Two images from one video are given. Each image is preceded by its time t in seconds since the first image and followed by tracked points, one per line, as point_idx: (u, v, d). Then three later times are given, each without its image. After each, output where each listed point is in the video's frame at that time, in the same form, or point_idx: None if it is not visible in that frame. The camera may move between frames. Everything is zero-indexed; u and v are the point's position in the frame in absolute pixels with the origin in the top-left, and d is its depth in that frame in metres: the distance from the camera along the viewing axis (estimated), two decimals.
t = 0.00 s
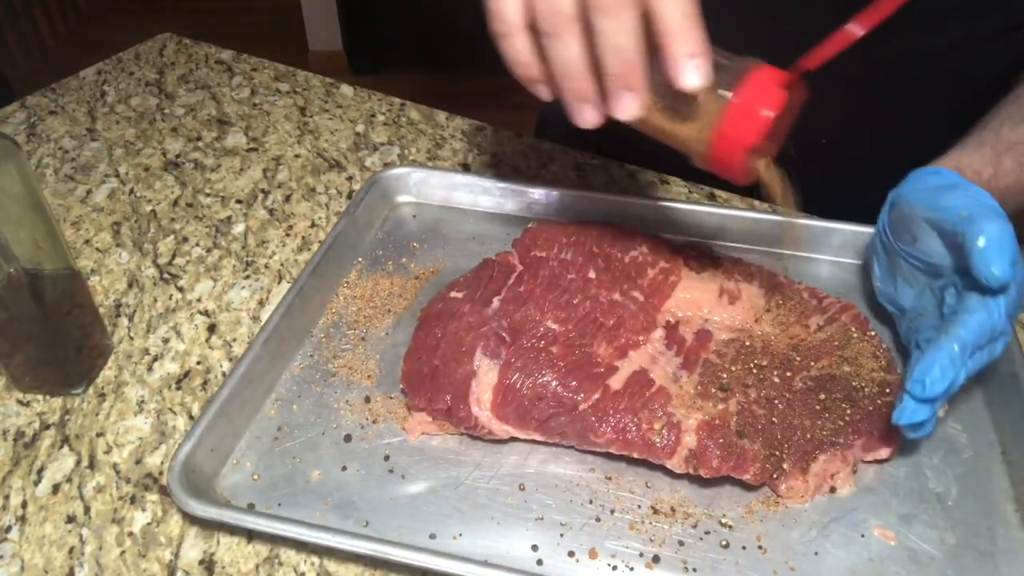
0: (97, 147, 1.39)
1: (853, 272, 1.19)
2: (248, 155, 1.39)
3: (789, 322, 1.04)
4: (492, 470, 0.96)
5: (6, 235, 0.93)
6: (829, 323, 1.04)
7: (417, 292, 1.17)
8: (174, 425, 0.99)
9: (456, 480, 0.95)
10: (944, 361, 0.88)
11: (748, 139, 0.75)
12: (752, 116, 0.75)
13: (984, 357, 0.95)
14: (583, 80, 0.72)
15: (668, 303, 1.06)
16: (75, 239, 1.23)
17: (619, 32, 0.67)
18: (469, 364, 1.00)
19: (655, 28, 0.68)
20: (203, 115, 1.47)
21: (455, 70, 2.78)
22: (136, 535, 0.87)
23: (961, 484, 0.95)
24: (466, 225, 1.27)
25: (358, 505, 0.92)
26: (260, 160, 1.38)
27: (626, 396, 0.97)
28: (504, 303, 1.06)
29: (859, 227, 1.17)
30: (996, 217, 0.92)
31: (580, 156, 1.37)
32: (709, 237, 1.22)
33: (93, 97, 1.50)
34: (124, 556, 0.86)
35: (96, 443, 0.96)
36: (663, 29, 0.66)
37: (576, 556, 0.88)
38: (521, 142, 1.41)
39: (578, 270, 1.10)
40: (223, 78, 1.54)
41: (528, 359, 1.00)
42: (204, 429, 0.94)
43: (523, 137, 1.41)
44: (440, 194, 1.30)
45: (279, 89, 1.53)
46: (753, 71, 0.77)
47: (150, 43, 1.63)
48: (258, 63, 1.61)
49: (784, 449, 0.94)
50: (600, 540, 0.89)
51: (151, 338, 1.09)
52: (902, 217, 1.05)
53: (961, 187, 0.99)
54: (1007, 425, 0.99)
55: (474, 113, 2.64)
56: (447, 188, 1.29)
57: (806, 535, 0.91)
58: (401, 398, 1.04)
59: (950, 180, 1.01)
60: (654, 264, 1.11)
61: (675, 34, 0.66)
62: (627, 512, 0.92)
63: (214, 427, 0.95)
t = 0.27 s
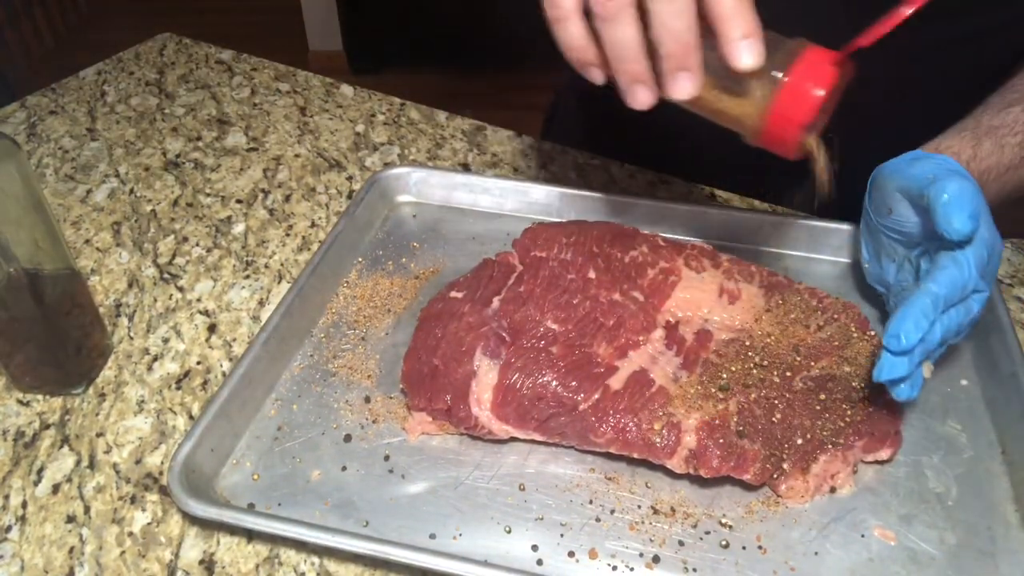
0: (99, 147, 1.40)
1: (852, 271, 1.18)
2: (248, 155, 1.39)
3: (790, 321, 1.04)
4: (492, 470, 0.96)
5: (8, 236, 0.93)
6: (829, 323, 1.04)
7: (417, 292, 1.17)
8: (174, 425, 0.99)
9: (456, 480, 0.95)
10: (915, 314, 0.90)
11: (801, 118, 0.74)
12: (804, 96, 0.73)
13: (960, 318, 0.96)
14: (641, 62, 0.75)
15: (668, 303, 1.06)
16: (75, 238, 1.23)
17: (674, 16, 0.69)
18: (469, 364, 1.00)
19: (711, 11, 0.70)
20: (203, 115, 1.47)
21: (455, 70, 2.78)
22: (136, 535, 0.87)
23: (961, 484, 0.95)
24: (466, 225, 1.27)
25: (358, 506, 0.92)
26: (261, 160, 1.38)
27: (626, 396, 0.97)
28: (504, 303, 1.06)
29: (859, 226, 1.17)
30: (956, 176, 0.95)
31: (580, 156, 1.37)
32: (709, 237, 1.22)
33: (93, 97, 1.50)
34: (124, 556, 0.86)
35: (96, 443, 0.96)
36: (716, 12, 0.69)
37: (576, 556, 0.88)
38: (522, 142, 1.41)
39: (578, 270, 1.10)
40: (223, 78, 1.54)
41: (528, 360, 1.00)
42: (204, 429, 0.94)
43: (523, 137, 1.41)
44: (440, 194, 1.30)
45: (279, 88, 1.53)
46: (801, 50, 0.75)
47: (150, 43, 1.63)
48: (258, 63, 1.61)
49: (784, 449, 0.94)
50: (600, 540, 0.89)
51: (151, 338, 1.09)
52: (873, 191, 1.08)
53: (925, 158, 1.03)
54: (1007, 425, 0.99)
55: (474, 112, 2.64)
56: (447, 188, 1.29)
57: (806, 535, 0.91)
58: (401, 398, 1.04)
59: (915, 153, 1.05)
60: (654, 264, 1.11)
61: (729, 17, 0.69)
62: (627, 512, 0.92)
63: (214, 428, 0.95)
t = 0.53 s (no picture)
0: (98, 147, 1.40)
1: (852, 272, 1.18)
2: (248, 155, 1.39)
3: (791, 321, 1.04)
4: (492, 470, 0.96)
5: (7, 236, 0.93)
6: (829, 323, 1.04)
7: (417, 292, 1.17)
8: (174, 425, 0.99)
9: (456, 480, 0.95)
10: (876, 279, 0.90)
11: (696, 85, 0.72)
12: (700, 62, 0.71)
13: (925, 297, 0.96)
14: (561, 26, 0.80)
15: (668, 303, 1.06)
16: (75, 238, 1.23)
17: None
18: (469, 364, 1.00)
19: None
20: (203, 115, 1.47)
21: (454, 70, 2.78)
22: (136, 535, 0.87)
23: (961, 484, 0.95)
24: (466, 225, 1.27)
25: (358, 505, 0.92)
26: (260, 160, 1.38)
27: (626, 396, 0.97)
28: (504, 303, 1.06)
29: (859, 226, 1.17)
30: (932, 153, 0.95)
31: (580, 156, 1.37)
32: (710, 237, 1.22)
33: (93, 97, 1.50)
34: (124, 556, 0.86)
35: (96, 443, 0.96)
36: None
37: (576, 556, 0.88)
38: (522, 142, 1.41)
39: (578, 270, 1.10)
40: (223, 78, 1.54)
41: (527, 359, 1.00)
42: (204, 429, 0.94)
43: (523, 138, 1.42)
44: (440, 194, 1.30)
45: (279, 88, 1.53)
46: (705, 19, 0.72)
47: (150, 43, 1.63)
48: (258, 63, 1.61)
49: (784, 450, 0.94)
50: (600, 540, 0.89)
51: (151, 338, 1.09)
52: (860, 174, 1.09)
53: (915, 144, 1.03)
54: (1007, 425, 0.99)
55: (473, 113, 2.64)
56: (447, 188, 1.29)
57: (806, 535, 0.91)
58: (401, 398, 1.04)
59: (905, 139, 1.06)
60: (654, 264, 1.11)
61: None
62: (627, 512, 0.92)
63: (214, 428, 0.95)
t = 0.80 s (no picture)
0: (98, 147, 1.40)
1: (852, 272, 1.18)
2: (248, 155, 1.39)
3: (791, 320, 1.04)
4: (492, 470, 0.96)
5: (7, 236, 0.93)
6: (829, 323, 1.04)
7: (417, 292, 1.17)
8: (174, 425, 0.99)
9: (456, 480, 0.95)
10: (839, 268, 0.89)
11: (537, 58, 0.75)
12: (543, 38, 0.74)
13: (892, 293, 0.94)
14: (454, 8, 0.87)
15: (668, 304, 1.06)
16: (74, 238, 1.23)
17: None
18: (469, 364, 1.00)
19: None
20: (203, 115, 1.47)
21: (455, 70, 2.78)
22: (137, 535, 0.87)
23: (961, 484, 0.95)
24: (465, 225, 1.27)
25: (358, 506, 0.92)
26: (260, 160, 1.38)
27: (626, 396, 0.97)
28: (504, 303, 1.06)
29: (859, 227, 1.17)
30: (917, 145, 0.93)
31: (580, 156, 1.37)
32: (710, 237, 1.23)
33: (93, 97, 1.50)
34: (124, 556, 0.86)
35: (96, 443, 0.96)
36: None
37: (576, 556, 0.88)
38: (522, 142, 1.41)
39: (578, 270, 1.10)
40: (223, 78, 1.54)
41: (527, 359, 1.00)
42: (204, 429, 0.94)
43: (523, 137, 1.42)
44: (441, 194, 1.30)
45: (279, 88, 1.53)
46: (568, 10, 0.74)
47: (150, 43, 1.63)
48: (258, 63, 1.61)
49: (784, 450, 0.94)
50: (600, 540, 0.89)
51: (151, 338, 1.09)
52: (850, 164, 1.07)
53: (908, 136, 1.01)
54: (1007, 425, 0.99)
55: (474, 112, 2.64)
56: (447, 188, 1.29)
57: (806, 535, 0.91)
58: (401, 398, 1.04)
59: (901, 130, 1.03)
60: (654, 264, 1.11)
61: None
62: (627, 512, 0.92)
63: (214, 428, 0.95)
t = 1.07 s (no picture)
0: (98, 147, 1.40)
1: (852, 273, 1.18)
2: (248, 155, 1.39)
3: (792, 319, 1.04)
4: (492, 470, 0.96)
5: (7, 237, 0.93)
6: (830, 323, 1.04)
7: (417, 292, 1.17)
8: (174, 425, 0.99)
9: (456, 480, 0.95)
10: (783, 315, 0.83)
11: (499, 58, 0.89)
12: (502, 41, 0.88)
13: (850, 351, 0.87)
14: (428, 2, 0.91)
15: (668, 304, 1.06)
16: (74, 239, 1.23)
17: None
18: (469, 364, 1.00)
19: None
20: (203, 115, 1.47)
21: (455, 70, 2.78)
22: (137, 535, 0.87)
23: (961, 484, 0.95)
24: (465, 225, 1.27)
25: (358, 505, 0.92)
26: (260, 160, 1.38)
27: (626, 396, 0.97)
28: (504, 303, 1.06)
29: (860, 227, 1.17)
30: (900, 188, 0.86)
31: (580, 156, 1.37)
32: (710, 237, 1.23)
33: (93, 97, 1.50)
34: (124, 556, 0.86)
35: (96, 443, 0.96)
36: None
37: (576, 556, 0.88)
38: (521, 142, 1.41)
39: (578, 270, 1.10)
40: (223, 78, 1.54)
41: (526, 359, 1.00)
42: (204, 429, 0.94)
43: (523, 138, 1.42)
44: (441, 194, 1.30)
45: (279, 88, 1.53)
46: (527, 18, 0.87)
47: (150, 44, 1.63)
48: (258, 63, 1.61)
49: (783, 450, 0.94)
50: (599, 540, 0.89)
51: (151, 338, 1.09)
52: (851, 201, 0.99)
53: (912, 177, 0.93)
54: (1007, 425, 0.99)
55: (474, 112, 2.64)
56: (448, 188, 1.29)
57: (806, 535, 0.91)
58: (401, 397, 1.04)
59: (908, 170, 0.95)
60: (654, 264, 1.11)
61: None
62: (627, 512, 0.92)
63: (213, 429, 0.95)
